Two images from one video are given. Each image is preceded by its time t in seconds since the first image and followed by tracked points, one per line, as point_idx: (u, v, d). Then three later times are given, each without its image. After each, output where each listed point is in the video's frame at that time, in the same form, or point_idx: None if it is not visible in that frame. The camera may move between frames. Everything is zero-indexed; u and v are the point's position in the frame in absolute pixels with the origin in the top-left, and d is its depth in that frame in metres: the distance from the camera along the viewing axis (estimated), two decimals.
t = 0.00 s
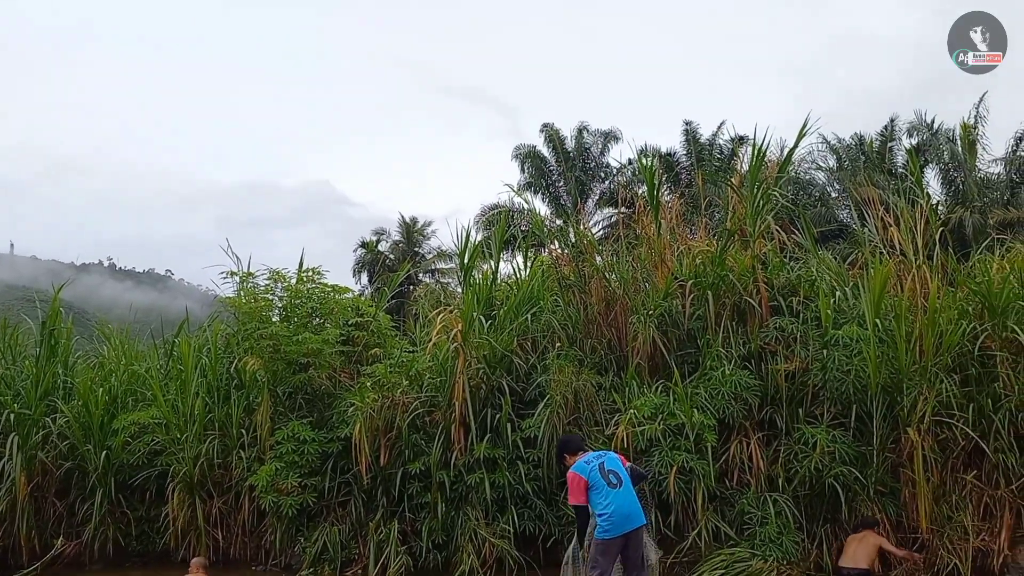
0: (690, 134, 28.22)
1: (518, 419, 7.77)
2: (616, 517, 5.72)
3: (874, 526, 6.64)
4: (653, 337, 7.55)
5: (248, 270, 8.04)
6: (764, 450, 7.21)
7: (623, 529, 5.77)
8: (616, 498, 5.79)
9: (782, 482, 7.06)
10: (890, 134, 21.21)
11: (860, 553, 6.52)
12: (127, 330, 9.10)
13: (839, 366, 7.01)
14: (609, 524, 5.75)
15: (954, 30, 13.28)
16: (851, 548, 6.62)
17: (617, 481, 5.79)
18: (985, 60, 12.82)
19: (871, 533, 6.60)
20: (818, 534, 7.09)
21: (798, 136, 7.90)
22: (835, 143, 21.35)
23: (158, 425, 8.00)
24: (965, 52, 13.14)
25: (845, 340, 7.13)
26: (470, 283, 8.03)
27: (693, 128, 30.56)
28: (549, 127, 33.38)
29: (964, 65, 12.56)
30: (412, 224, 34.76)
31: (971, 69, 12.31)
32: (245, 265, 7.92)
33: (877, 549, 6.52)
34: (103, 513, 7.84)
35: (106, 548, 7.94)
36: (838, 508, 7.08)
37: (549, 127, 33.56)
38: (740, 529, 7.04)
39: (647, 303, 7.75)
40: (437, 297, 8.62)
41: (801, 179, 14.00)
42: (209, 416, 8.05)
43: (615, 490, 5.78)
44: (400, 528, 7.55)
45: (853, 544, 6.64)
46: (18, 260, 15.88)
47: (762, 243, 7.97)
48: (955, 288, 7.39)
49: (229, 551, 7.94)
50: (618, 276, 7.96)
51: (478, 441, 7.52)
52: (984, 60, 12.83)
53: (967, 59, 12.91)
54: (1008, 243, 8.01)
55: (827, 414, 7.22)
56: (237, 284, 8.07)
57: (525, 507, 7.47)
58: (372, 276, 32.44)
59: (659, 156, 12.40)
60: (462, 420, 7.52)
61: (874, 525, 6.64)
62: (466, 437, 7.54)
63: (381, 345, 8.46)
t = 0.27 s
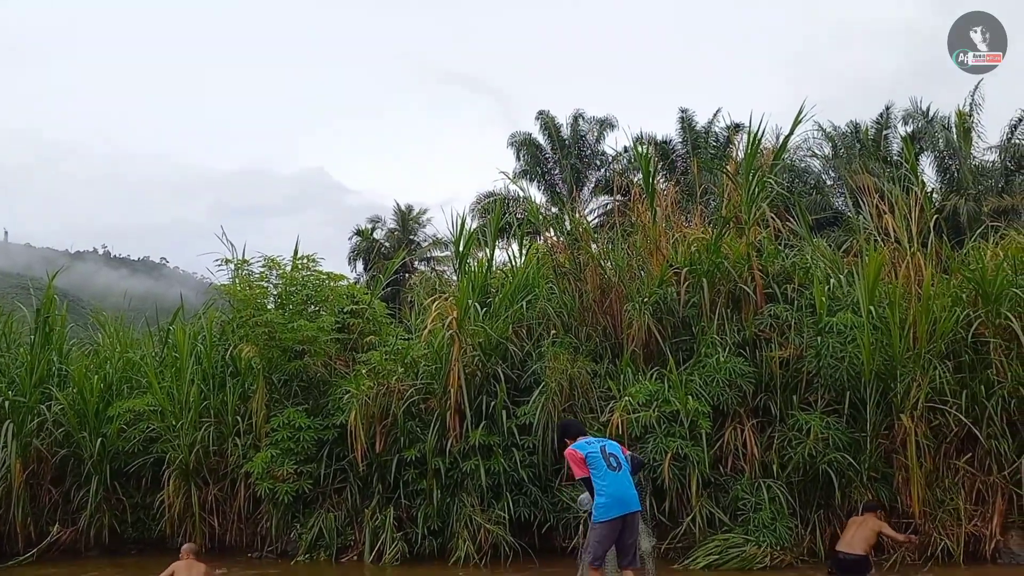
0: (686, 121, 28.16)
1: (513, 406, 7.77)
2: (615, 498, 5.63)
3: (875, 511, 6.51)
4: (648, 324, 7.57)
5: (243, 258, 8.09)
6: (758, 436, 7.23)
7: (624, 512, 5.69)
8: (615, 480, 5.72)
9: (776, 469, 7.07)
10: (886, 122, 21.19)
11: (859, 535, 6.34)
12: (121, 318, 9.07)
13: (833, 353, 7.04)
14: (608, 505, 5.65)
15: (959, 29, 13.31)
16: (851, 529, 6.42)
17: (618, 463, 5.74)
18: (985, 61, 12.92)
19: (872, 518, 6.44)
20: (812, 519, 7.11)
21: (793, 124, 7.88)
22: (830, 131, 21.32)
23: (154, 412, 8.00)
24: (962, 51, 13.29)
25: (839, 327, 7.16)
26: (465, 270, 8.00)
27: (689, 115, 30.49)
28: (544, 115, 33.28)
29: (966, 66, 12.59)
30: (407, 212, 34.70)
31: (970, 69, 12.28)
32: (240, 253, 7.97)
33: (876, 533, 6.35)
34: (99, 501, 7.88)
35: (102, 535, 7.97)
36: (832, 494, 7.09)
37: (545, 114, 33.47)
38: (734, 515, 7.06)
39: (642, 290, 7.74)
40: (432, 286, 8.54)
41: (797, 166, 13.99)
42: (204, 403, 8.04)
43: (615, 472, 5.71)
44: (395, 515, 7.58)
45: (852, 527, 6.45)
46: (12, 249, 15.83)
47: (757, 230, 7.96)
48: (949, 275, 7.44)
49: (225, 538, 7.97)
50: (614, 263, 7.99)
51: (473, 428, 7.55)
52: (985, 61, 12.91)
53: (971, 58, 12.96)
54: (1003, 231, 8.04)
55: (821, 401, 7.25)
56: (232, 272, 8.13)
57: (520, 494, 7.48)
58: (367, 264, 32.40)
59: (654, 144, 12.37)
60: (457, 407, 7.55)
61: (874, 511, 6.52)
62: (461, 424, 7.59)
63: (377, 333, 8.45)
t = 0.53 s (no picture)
0: (685, 97, 28.02)
1: (511, 381, 7.78)
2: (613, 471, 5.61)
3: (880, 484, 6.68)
4: (645, 300, 7.59)
5: (241, 233, 8.10)
6: (754, 411, 7.27)
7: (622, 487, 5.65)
8: (615, 455, 5.70)
9: (772, 443, 7.11)
10: (885, 97, 21.10)
11: (862, 506, 6.53)
12: (118, 293, 9.02)
13: (829, 328, 7.07)
14: (607, 479, 5.64)
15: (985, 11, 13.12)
16: (855, 500, 6.62)
17: (617, 437, 5.71)
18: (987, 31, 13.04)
19: (876, 491, 6.63)
20: (806, 493, 7.17)
21: (792, 99, 7.83)
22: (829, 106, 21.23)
23: (152, 386, 8.04)
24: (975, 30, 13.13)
25: (836, 303, 7.19)
26: (462, 246, 7.96)
27: (688, 91, 30.33)
28: (542, 90, 33.10)
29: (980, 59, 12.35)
30: (404, 188, 34.59)
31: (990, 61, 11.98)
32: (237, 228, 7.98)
33: (879, 505, 6.54)
34: (98, 475, 7.93)
35: (102, 508, 8.03)
36: (826, 468, 7.16)
37: (543, 89, 33.28)
38: (730, 489, 7.11)
39: (640, 266, 7.74)
40: (430, 261, 8.52)
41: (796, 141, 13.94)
42: (202, 377, 8.05)
43: (614, 446, 5.69)
44: (393, 488, 7.63)
45: (856, 498, 6.65)
46: (8, 223, 15.79)
47: (755, 206, 7.97)
48: (947, 251, 7.44)
49: (224, 511, 8.02)
50: (612, 240, 7.95)
51: (471, 403, 7.56)
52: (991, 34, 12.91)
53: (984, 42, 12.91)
54: (1001, 207, 8.03)
55: (817, 376, 7.29)
56: (229, 247, 8.13)
57: (517, 468, 7.52)
58: (364, 240, 32.36)
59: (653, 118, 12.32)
60: (455, 381, 7.56)
61: (879, 483, 6.69)
62: (459, 398, 7.60)
63: (374, 308, 8.45)
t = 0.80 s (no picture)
0: (684, 68, 27.81)
1: (508, 352, 7.80)
2: (606, 444, 5.04)
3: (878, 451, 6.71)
4: (643, 272, 7.63)
5: (238, 204, 8.09)
6: (750, 382, 7.30)
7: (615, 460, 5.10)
8: (609, 427, 5.12)
9: (768, 414, 7.15)
10: (886, 70, 20.96)
11: (860, 474, 6.58)
12: (116, 264, 8.98)
13: (826, 300, 7.10)
14: (599, 451, 5.09)
15: None
16: (853, 465, 6.66)
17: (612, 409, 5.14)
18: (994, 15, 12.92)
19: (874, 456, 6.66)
20: (802, 464, 7.21)
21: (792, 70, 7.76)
22: (829, 78, 21.08)
23: (151, 357, 8.06)
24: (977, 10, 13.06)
25: (834, 275, 7.21)
26: (460, 218, 7.89)
27: (687, 63, 30.11)
28: (540, 61, 32.84)
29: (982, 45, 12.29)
30: (402, 160, 34.42)
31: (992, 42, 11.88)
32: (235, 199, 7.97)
33: (877, 471, 6.57)
34: (98, 444, 7.98)
35: (102, 476, 8.10)
36: (822, 439, 7.21)
37: (542, 60, 33.02)
38: (726, 459, 7.18)
39: (637, 238, 7.77)
40: (427, 233, 8.49)
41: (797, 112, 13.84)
42: (201, 347, 8.08)
43: (608, 419, 5.11)
44: (392, 458, 7.68)
45: (855, 464, 6.70)
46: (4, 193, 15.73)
47: (754, 177, 7.94)
48: (945, 223, 7.45)
49: (224, 480, 8.07)
50: (610, 212, 7.92)
51: (469, 373, 7.59)
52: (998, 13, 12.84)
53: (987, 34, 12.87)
54: (999, 180, 8.02)
55: (814, 347, 7.32)
56: (226, 219, 8.12)
57: (515, 438, 7.55)
58: (362, 213, 32.26)
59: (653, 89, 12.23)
60: (453, 352, 7.60)
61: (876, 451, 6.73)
62: (457, 369, 7.64)
63: (372, 279, 8.42)
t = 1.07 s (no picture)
0: (685, 41, 27.61)
1: (507, 327, 7.80)
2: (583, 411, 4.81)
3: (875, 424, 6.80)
4: (642, 247, 7.63)
5: (236, 178, 8.07)
6: (748, 355, 7.33)
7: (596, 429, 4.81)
8: (591, 395, 4.88)
9: (766, 388, 7.17)
10: (888, 43, 20.81)
11: (860, 446, 6.68)
12: (114, 238, 8.95)
13: (825, 275, 7.11)
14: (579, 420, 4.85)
15: None
16: (851, 438, 6.76)
17: (593, 377, 4.90)
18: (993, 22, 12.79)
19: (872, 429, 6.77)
20: (799, 437, 7.25)
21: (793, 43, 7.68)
22: (830, 52, 20.95)
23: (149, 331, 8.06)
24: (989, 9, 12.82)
25: (833, 250, 7.23)
26: (458, 192, 7.85)
27: (687, 36, 29.89)
28: (539, 34, 32.58)
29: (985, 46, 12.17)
30: (400, 134, 34.25)
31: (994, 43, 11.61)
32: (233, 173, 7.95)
33: (876, 443, 6.67)
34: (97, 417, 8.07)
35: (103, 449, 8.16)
36: (820, 412, 7.22)
37: (541, 34, 32.76)
38: (723, 432, 7.20)
39: (636, 212, 7.76)
40: (426, 207, 8.44)
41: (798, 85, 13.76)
42: (200, 321, 8.09)
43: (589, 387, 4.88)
44: (391, 432, 7.71)
45: (852, 436, 6.79)
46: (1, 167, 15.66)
47: (754, 151, 7.90)
48: (944, 197, 7.45)
49: (224, 453, 8.16)
50: (609, 187, 7.90)
51: (468, 347, 7.63)
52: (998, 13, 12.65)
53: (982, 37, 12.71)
54: (999, 153, 8.00)
55: (812, 322, 7.33)
56: (225, 193, 8.09)
57: (513, 412, 7.59)
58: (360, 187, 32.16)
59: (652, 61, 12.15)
60: (452, 326, 7.62)
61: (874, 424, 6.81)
62: (456, 343, 7.67)
63: (371, 254, 8.43)
